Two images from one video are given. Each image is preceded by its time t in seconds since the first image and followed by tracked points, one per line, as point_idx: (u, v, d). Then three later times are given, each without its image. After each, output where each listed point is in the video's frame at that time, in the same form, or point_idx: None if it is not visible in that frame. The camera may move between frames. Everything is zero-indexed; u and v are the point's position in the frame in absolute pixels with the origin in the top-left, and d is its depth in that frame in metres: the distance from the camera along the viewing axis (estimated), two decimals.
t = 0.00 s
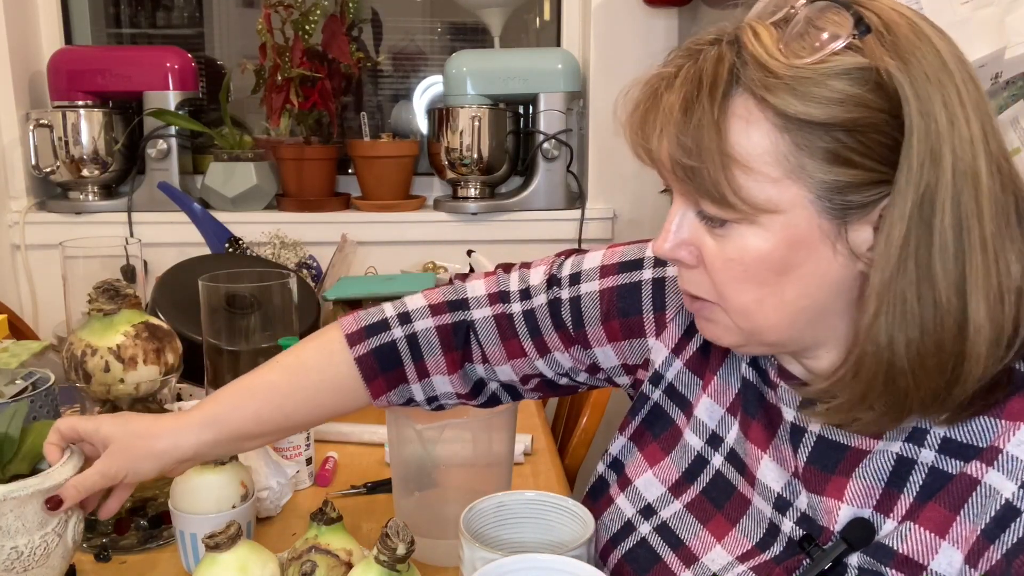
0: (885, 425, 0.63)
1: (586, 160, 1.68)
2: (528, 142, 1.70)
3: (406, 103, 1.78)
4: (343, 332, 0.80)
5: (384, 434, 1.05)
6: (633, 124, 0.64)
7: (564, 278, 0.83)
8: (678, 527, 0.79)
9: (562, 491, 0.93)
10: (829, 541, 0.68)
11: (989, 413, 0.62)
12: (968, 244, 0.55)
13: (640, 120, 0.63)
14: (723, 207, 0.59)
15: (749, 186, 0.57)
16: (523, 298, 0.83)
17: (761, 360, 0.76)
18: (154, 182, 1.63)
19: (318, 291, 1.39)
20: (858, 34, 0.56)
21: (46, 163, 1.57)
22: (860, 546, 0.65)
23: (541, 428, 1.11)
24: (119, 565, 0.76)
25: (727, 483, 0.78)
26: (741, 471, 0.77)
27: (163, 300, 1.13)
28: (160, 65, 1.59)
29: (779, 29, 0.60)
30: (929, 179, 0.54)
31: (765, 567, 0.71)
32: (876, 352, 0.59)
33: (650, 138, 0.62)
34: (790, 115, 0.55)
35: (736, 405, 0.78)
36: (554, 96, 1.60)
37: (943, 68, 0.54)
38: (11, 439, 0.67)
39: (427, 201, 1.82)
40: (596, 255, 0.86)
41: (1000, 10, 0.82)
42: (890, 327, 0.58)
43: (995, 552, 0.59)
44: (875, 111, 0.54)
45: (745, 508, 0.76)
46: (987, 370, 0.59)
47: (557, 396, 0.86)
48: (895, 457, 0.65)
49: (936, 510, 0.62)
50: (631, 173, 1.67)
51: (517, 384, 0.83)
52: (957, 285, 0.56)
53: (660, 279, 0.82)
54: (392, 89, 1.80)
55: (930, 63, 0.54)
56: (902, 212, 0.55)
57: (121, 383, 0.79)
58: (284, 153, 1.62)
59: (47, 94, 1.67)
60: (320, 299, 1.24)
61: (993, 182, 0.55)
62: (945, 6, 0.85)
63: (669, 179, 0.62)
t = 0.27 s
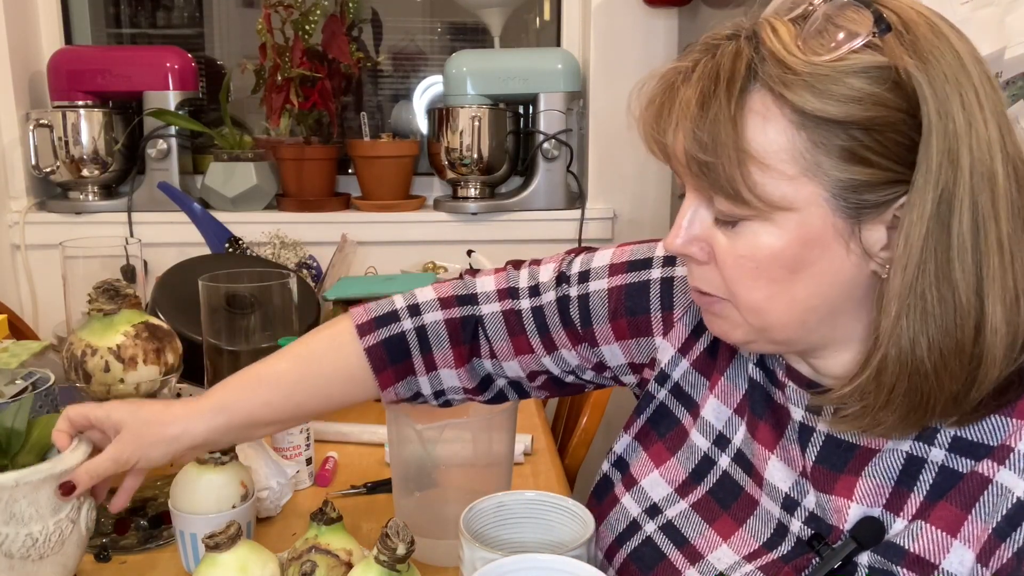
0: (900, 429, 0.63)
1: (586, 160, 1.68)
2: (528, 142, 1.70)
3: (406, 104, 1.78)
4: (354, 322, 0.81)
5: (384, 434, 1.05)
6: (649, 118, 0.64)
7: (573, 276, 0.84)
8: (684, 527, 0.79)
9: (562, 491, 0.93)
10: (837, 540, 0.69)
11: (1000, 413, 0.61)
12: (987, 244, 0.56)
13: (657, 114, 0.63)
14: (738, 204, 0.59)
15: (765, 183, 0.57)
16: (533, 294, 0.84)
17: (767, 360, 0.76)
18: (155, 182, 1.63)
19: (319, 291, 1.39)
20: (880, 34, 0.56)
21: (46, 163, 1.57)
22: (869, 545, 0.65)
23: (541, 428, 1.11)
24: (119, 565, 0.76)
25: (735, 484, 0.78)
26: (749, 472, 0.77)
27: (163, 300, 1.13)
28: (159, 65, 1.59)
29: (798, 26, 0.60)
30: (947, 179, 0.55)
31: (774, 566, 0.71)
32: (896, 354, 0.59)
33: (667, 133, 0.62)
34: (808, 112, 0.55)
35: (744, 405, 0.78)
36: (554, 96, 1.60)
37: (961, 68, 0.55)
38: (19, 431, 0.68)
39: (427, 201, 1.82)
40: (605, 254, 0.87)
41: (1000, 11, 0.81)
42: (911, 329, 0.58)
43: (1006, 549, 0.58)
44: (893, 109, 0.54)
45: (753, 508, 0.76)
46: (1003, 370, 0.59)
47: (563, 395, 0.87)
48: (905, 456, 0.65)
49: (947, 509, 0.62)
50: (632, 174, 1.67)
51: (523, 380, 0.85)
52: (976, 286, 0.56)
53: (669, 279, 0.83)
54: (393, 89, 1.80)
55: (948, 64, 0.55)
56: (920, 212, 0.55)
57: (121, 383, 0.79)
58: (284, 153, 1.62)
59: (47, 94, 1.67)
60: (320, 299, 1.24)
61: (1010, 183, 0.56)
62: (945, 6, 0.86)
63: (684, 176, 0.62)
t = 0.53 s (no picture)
0: (915, 428, 0.63)
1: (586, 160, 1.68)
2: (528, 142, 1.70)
3: (406, 103, 1.78)
4: (386, 272, 0.82)
5: (384, 434, 1.05)
6: (673, 112, 0.64)
7: (598, 257, 0.85)
8: (689, 522, 0.79)
9: (562, 491, 0.93)
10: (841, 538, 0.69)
11: (1009, 416, 0.62)
12: (1007, 246, 0.56)
13: (681, 110, 0.63)
14: (760, 199, 0.59)
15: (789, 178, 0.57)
16: (556, 272, 0.85)
17: (777, 358, 0.76)
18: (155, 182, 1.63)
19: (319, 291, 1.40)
20: (909, 29, 0.56)
21: (46, 163, 1.57)
22: (874, 544, 0.65)
23: (542, 428, 1.11)
24: (119, 565, 0.76)
25: (741, 480, 0.78)
26: (754, 468, 0.77)
27: (163, 300, 1.13)
28: (160, 65, 1.59)
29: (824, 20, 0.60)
30: (970, 178, 0.55)
31: (778, 563, 0.72)
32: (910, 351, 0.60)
33: (692, 126, 0.62)
34: (831, 105, 0.55)
35: (752, 401, 0.78)
36: (553, 96, 1.60)
37: (986, 66, 0.55)
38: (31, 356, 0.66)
39: (427, 201, 1.82)
40: (631, 240, 0.87)
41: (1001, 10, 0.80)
42: (927, 327, 0.58)
43: (1012, 553, 0.60)
44: (917, 104, 0.55)
45: (757, 505, 0.76)
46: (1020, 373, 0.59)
47: (572, 378, 0.88)
48: (911, 456, 0.65)
49: (953, 510, 0.62)
50: (632, 175, 1.67)
51: (536, 357, 0.86)
52: (994, 288, 0.56)
53: (690, 270, 0.83)
54: (392, 89, 1.80)
55: (975, 61, 0.55)
56: (939, 208, 0.55)
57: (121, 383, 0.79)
58: (285, 153, 1.62)
59: (48, 94, 1.67)
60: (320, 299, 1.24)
61: None
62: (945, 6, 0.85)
63: (705, 169, 0.63)
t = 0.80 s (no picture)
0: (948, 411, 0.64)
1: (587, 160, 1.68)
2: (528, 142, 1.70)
3: (406, 103, 1.78)
4: (444, 213, 0.88)
5: (384, 434, 1.05)
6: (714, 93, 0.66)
7: (630, 235, 0.90)
8: (705, 514, 0.82)
9: (562, 490, 0.93)
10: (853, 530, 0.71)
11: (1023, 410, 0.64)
12: None
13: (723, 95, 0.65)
14: (801, 177, 0.60)
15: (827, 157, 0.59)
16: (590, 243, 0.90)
17: (796, 349, 0.78)
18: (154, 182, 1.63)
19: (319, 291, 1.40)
20: (948, 12, 0.59)
21: (46, 163, 1.57)
22: (886, 537, 0.68)
23: (542, 428, 1.11)
24: (119, 565, 0.76)
25: (756, 471, 0.80)
26: (771, 459, 0.79)
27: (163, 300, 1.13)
28: (160, 65, 1.59)
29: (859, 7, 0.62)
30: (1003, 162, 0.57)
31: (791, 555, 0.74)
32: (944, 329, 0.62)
33: (736, 106, 0.63)
34: (877, 85, 0.57)
35: (770, 395, 0.81)
36: (553, 96, 1.60)
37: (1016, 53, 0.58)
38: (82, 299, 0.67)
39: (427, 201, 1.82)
40: (665, 224, 0.91)
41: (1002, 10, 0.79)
42: (959, 309, 0.61)
43: None
44: (952, 87, 0.57)
45: (771, 495, 0.78)
46: None
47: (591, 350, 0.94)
48: (926, 450, 0.67)
49: (967, 505, 0.65)
50: (632, 176, 1.67)
51: (559, 324, 0.92)
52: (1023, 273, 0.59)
53: (716, 257, 0.86)
54: (392, 89, 1.80)
55: (1006, 47, 0.57)
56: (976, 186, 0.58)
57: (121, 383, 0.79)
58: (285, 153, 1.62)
59: (48, 94, 1.67)
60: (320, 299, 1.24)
61: None
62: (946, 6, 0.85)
63: (743, 154, 0.64)
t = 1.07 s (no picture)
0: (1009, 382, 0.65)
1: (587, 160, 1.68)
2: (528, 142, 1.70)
3: (406, 103, 1.78)
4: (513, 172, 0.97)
5: (384, 434, 1.05)
6: (754, 81, 0.66)
7: (654, 219, 0.98)
8: (705, 497, 0.83)
9: (563, 491, 0.93)
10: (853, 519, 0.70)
11: None
12: None
13: (768, 73, 0.64)
14: (870, 141, 0.58)
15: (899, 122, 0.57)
16: (616, 221, 0.99)
17: (805, 342, 0.79)
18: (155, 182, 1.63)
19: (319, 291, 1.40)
20: None
21: (46, 163, 1.57)
22: (886, 527, 0.67)
23: (542, 428, 1.11)
24: (119, 565, 0.76)
25: (756, 459, 0.80)
26: (773, 447, 0.79)
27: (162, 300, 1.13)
28: (160, 65, 1.59)
29: None
30: None
31: (790, 543, 0.74)
32: (980, 292, 0.64)
33: (788, 78, 0.62)
34: (938, 53, 0.58)
35: (774, 385, 0.81)
36: (553, 96, 1.60)
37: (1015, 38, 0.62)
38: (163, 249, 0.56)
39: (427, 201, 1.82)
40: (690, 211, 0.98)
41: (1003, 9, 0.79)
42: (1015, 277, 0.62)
43: None
44: (991, 65, 0.59)
45: (770, 480, 0.78)
46: None
47: (608, 327, 1.04)
48: (927, 442, 0.66)
49: (968, 497, 0.63)
50: (632, 176, 1.67)
51: (578, 296, 1.03)
52: None
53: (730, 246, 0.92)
54: (393, 89, 1.80)
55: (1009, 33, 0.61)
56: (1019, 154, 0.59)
57: (121, 383, 0.78)
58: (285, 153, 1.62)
59: (48, 94, 1.67)
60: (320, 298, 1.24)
61: None
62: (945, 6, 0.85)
63: (803, 111, 0.61)
